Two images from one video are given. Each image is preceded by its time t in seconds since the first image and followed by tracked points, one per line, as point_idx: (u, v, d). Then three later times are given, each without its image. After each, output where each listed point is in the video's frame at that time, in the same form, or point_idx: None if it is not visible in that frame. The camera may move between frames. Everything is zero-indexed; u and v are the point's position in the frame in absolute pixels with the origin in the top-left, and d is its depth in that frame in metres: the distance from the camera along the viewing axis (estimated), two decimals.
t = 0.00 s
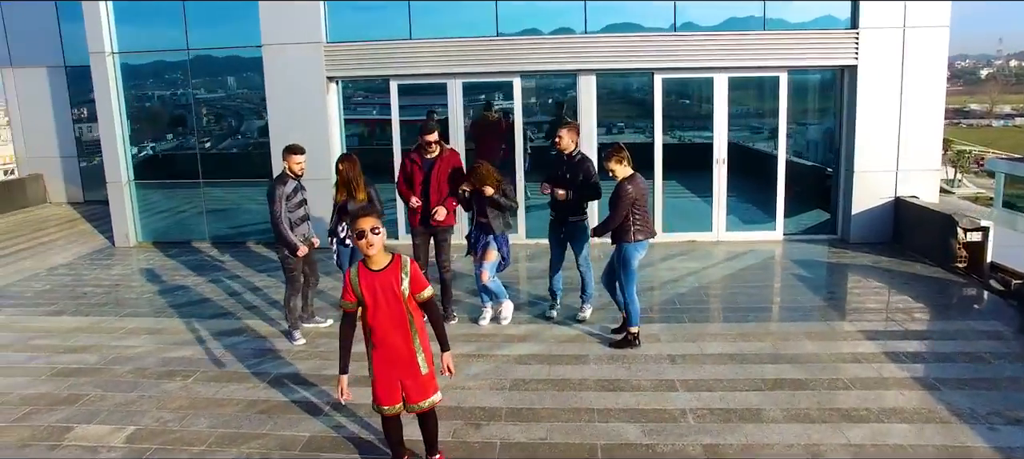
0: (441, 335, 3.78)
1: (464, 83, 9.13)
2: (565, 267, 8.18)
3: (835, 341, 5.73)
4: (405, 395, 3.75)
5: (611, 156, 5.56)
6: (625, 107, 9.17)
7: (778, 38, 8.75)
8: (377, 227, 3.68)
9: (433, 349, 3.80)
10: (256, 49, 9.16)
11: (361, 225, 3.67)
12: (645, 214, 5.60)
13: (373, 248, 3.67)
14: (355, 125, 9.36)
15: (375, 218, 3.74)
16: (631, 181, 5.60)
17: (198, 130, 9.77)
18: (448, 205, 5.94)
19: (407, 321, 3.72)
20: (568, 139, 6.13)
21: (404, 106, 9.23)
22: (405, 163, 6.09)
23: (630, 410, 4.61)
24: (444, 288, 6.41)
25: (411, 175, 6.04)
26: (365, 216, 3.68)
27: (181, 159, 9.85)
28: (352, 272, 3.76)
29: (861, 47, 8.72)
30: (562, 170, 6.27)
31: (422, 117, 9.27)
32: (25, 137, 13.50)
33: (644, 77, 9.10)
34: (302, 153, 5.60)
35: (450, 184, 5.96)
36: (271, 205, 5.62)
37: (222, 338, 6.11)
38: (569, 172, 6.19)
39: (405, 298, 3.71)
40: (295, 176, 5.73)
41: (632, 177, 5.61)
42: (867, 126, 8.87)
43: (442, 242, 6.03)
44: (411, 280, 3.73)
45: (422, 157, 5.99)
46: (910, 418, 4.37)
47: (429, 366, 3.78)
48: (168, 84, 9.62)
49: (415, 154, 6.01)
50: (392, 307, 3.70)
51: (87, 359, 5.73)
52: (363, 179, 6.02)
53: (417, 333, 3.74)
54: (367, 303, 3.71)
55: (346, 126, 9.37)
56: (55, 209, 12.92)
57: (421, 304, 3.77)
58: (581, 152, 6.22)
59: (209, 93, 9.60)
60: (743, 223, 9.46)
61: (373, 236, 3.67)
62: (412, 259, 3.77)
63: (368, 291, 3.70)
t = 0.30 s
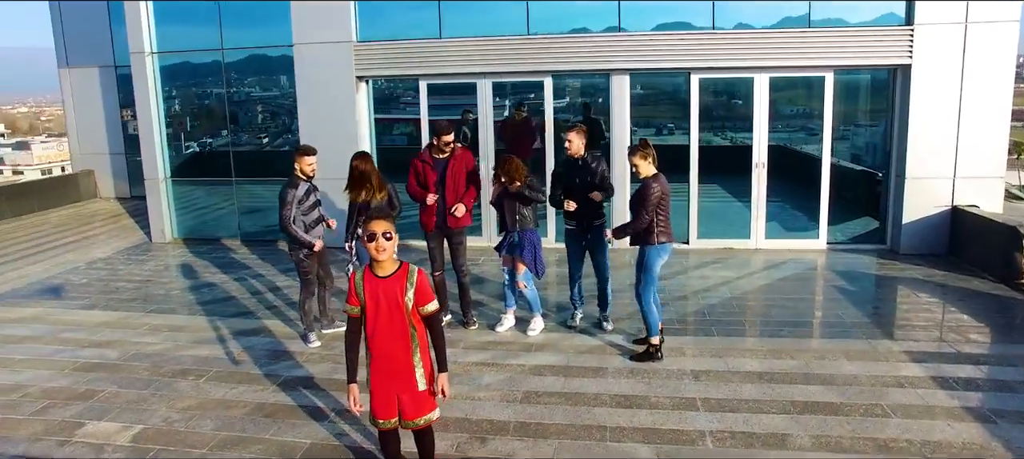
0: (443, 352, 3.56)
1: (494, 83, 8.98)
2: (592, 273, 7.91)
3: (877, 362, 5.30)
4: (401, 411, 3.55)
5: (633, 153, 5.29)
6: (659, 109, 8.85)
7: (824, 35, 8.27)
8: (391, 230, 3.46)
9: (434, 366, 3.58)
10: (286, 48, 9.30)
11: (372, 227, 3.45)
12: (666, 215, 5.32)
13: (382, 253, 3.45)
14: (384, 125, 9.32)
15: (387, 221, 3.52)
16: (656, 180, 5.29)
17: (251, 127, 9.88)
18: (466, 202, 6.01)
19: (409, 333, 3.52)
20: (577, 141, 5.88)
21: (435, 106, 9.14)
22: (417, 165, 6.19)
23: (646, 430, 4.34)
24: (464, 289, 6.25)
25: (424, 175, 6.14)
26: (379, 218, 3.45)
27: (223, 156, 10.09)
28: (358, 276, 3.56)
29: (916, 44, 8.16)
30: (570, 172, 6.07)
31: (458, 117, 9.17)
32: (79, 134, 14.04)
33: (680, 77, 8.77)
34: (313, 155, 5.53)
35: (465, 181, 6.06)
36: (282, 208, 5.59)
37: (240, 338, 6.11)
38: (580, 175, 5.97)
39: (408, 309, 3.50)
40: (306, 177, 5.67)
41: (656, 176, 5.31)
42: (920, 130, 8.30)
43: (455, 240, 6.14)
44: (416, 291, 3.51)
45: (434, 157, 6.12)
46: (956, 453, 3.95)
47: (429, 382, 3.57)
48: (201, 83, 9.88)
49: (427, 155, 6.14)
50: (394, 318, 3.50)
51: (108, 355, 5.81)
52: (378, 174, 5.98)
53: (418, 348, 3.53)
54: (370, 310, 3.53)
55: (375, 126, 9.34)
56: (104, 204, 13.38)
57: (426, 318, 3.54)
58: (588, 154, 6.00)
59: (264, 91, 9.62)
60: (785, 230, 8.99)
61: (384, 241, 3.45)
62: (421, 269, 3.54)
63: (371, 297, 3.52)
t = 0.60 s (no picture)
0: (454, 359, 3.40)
1: (513, 81, 8.91)
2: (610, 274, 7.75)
3: (904, 372, 5.07)
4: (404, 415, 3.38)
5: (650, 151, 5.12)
6: (682, 107, 8.68)
7: (854, 32, 7.99)
8: (411, 230, 3.37)
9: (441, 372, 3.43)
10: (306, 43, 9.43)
11: (393, 225, 3.34)
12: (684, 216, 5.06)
13: (401, 252, 3.34)
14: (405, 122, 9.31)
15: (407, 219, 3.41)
16: (679, 182, 5.10)
17: (284, 126, 9.88)
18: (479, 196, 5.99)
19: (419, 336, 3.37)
20: (593, 140, 5.74)
21: (459, 106, 9.11)
22: (427, 165, 6.13)
23: (657, 437, 4.21)
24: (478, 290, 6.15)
25: (434, 174, 6.08)
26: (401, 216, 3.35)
27: (247, 154, 10.20)
28: (371, 273, 3.44)
29: (953, 41, 7.83)
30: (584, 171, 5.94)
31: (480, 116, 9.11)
32: (110, 131, 14.35)
33: (703, 75, 8.57)
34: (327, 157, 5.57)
35: (477, 177, 6.04)
36: (294, 207, 5.63)
37: (254, 334, 6.13)
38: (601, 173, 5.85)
39: (420, 311, 3.36)
40: (320, 179, 5.71)
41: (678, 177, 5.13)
42: (956, 130, 7.97)
43: (466, 239, 6.10)
44: (431, 294, 3.39)
45: (444, 155, 6.07)
46: None
47: (435, 388, 3.41)
48: (224, 82, 10.05)
49: (435, 155, 6.07)
50: (405, 318, 3.36)
51: (125, 349, 5.88)
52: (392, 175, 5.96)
53: (428, 352, 3.39)
54: (381, 308, 3.38)
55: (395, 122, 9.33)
56: (133, 200, 13.66)
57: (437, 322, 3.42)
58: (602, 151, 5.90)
59: (297, 90, 9.63)
60: (811, 233, 8.72)
61: (404, 241, 3.34)
62: (438, 272, 3.44)
63: (384, 295, 3.38)
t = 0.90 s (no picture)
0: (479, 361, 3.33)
1: (540, 78, 8.81)
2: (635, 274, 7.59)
3: (941, 380, 4.83)
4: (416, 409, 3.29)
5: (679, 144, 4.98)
6: (711, 107, 8.50)
7: (893, 26, 7.69)
8: (445, 228, 3.25)
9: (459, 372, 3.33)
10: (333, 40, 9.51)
11: (427, 222, 3.24)
12: (725, 214, 4.92)
13: (432, 250, 3.23)
14: (434, 120, 9.31)
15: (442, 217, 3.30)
16: (712, 179, 4.98)
17: (318, 124, 9.94)
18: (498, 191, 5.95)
19: (441, 334, 3.27)
20: (625, 137, 5.63)
21: (489, 106, 9.06)
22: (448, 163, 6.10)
23: (676, 441, 4.07)
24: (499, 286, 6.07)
25: (455, 171, 6.05)
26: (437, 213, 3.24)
27: (275, 150, 10.30)
28: (400, 266, 3.34)
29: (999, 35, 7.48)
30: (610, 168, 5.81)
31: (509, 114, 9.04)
32: (146, 127, 14.72)
33: (733, 71, 8.35)
34: (353, 153, 5.58)
35: (497, 174, 5.99)
36: (318, 197, 5.65)
37: (274, 327, 6.16)
38: (634, 171, 5.71)
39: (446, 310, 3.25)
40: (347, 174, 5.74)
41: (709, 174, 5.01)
42: (1000, 129, 7.62)
43: (486, 235, 6.02)
44: (458, 296, 3.27)
45: (464, 152, 6.01)
46: None
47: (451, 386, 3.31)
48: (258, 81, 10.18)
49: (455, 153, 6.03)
50: (428, 315, 3.25)
51: (150, 338, 5.96)
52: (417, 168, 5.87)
53: (448, 349, 3.28)
54: (405, 302, 3.27)
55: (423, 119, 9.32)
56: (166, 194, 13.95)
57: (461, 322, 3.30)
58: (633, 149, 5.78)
59: (332, 89, 9.75)
60: (845, 234, 8.43)
61: (436, 238, 3.23)
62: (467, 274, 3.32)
63: (410, 290, 3.27)
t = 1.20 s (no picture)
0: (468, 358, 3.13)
1: (560, 72, 8.73)
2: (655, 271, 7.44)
3: (974, 384, 4.63)
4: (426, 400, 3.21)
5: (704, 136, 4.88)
6: (736, 107, 8.32)
7: (925, 18, 7.45)
8: (469, 217, 3.15)
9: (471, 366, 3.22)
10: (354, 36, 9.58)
11: (451, 208, 3.12)
12: (747, 211, 4.75)
13: (454, 238, 3.12)
14: (458, 120, 9.25)
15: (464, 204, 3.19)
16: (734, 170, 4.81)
17: (344, 124, 9.92)
18: (515, 186, 5.85)
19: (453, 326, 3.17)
20: (659, 129, 5.51)
21: (512, 105, 9.00)
22: (467, 154, 6.07)
23: (693, 439, 3.96)
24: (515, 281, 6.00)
25: (471, 162, 6.02)
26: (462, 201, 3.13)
27: (296, 146, 10.36)
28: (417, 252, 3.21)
29: None
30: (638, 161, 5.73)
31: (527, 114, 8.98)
32: (171, 122, 14.97)
33: (757, 66, 8.17)
34: (380, 149, 5.54)
35: (513, 168, 5.91)
36: (337, 182, 5.69)
37: (290, 319, 6.16)
38: (664, 166, 5.54)
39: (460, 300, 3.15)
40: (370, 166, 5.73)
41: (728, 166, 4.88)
42: None
43: (501, 228, 5.95)
44: (472, 285, 3.16)
45: (480, 143, 5.97)
46: None
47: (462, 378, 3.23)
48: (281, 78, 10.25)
49: (473, 143, 5.99)
50: (441, 305, 3.16)
51: (168, 328, 6.01)
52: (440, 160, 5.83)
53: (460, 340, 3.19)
54: (419, 292, 3.17)
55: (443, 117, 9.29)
56: (190, 189, 14.13)
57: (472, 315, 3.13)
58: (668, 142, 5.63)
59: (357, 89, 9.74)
60: (873, 233, 8.19)
61: (459, 227, 3.12)
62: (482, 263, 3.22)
63: (425, 279, 3.17)
